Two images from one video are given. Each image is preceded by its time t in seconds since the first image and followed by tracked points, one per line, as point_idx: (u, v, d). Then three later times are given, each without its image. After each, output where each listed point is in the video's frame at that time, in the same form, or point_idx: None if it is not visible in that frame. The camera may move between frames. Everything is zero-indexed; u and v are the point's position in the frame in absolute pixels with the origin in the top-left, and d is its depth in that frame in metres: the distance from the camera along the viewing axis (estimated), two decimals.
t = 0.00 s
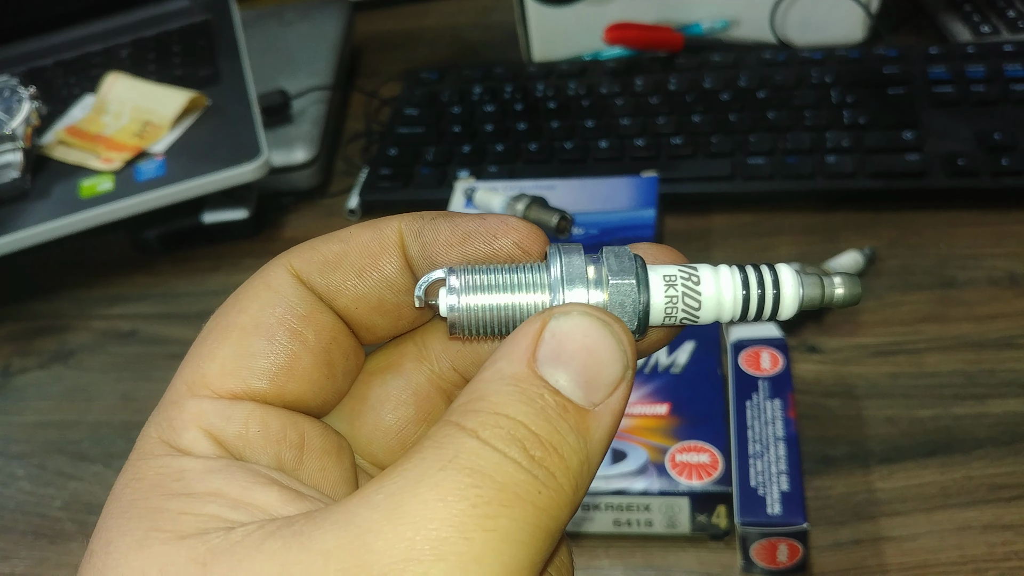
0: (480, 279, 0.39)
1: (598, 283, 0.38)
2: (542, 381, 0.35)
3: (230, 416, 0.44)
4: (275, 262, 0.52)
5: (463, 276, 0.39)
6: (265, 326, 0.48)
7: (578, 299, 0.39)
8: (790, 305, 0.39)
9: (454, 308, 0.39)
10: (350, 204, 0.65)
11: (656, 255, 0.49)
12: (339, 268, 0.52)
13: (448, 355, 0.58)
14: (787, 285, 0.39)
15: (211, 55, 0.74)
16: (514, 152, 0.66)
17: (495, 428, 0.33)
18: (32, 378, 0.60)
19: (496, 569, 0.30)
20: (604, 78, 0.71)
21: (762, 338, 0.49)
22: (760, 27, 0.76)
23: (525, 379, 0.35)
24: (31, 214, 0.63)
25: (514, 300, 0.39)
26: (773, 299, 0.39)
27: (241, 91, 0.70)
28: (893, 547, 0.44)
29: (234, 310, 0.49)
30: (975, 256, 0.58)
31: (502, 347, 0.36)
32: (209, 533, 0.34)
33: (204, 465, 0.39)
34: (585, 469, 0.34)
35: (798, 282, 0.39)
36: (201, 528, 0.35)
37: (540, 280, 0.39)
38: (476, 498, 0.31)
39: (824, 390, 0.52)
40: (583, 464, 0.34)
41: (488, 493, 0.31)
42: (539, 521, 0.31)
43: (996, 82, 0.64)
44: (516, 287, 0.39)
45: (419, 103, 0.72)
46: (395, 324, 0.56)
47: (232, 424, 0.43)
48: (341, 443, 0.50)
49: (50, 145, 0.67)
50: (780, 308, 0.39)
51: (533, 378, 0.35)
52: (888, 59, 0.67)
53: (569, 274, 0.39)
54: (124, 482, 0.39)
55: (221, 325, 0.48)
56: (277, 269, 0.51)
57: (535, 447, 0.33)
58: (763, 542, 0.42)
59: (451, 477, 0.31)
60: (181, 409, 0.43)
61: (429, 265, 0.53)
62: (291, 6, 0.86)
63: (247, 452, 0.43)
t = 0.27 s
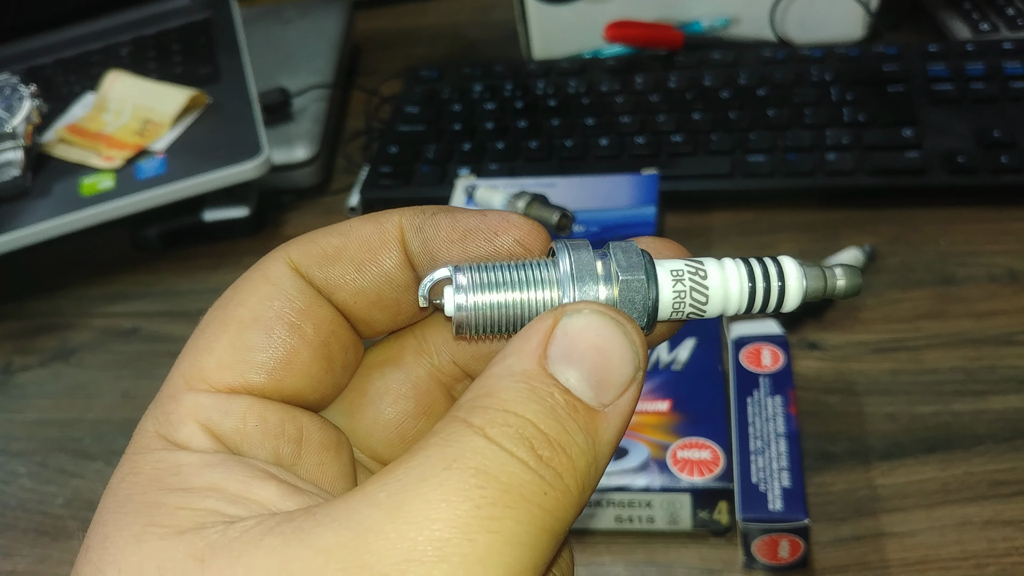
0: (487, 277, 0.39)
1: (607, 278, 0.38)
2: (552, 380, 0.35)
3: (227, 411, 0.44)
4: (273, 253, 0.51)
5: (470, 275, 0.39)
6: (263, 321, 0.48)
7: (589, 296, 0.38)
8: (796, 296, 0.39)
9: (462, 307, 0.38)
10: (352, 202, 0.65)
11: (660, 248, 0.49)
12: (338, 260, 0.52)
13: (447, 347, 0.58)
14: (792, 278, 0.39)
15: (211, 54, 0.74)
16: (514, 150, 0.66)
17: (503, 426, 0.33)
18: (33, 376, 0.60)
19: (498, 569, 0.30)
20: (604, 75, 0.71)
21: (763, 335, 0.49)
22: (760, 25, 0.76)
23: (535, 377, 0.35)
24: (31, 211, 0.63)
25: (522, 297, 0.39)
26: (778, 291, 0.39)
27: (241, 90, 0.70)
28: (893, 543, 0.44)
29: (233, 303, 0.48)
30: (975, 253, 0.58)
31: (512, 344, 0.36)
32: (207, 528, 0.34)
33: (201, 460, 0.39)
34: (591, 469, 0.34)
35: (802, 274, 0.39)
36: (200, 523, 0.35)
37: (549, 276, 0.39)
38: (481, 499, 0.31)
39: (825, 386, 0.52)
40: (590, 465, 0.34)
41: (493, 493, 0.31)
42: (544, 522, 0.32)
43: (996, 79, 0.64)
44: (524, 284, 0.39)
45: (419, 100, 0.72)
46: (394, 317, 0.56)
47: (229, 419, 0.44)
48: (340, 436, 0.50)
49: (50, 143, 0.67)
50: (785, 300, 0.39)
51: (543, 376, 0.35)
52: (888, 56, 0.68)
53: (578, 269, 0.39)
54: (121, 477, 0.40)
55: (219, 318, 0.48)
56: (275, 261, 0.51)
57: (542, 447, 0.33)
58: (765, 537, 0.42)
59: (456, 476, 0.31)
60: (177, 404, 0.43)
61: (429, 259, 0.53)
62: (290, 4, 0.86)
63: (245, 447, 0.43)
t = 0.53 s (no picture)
0: (486, 273, 0.39)
1: (607, 274, 0.39)
2: (551, 378, 0.35)
3: (234, 409, 0.44)
4: (307, 259, 0.52)
5: (470, 271, 0.40)
6: (281, 324, 0.48)
7: (587, 291, 0.39)
8: (802, 292, 0.39)
9: (461, 302, 0.39)
10: (353, 199, 0.65)
11: (662, 241, 0.49)
12: (372, 261, 0.52)
13: (453, 342, 0.58)
14: (798, 272, 0.39)
15: (213, 51, 0.74)
16: (516, 148, 0.66)
17: (501, 424, 0.33)
18: (35, 372, 0.60)
19: (498, 564, 0.30)
20: (605, 74, 0.71)
21: (764, 332, 0.49)
22: (761, 24, 0.76)
23: (535, 375, 0.35)
24: (34, 208, 0.63)
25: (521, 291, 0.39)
26: (784, 287, 0.39)
27: (243, 87, 0.70)
28: (894, 540, 0.44)
29: (258, 303, 0.49)
30: (976, 251, 0.58)
31: (511, 344, 0.37)
32: (208, 522, 0.35)
33: (206, 454, 0.40)
34: (592, 468, 0.34)
35: (809, 268, 0.39)
36: (201, 517, 0.35)
37: (547, 271, 0.39)
38: (481, 493, 0.31)
39: (826, 383, 0.52)
40: (590, 463, 0.34)
41: (493, 488, 0.31)
42: (543, 518, 0.32)
43: (997, 78, 0.64)
44: (524, 279, 0.39)
45: (421, 98, 0.72)
46: (424, 318, 0.55)
47: (234, 416, 0.44)
48: (349, 434, 0.50)
49: (53, 140, 0.68)
50: (792, 295, 0.39)
51: (541, 375, 0.35)
52: (889, 55, 0.68)
53: (577, 264, 0.39)
54: (126, 468, 0.40)
55: (241, 317, 0.48)
56: (310, 267, 0.51)
57: (541, 445, 0.33)
58: (766, 533, 0.42)
59: (456, 470, 0.31)
60: (185, 397, 0.44)
61: (474, 240, 0.53)
62: (292, 2, 0.86)
63: (249, 443, 0.43)
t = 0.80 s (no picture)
0: (484, 271, 0.39)
1: (607, 275, 0.39)
2: (547, 373, 0.35)
3: (234, 416, 0.44)
4: (311, 267, 0.52)
5: (468, 268, 0.39)
6: (282, 330, 0.48)
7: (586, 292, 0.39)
8: (801, 298, 0.39)
9: (459, 300, 0.39)
10: (353, 201, 0.66)
11: (665, 250, 0.49)
12: (375, 270, 0.52)
13: (455, 351, 0.58)
14: (797, 279, 0.39)
15: (213, 53, 0.74)
16: (516, 149, 0.66)
17: (496, 423, 0.33)
18: (36, 375, 0.60)
19: (494, 566, 0.30)
20: (605, 74, 0.71)
21: (765, 333, 0.49)
22: (761, 24, 0.76)
23: (530, 371, 0.35)
24: (33, 210, 0.63)
25: (520, 291, 0.39)
26: (782, 292, 0.39)
27: (243, 89, 0.70)
28: (895, 541, 0.44)
29: (261, 311, 0.49)
30: (977, 251, 0.58)
31: (507, 338, 0.36)
32: (208, 529, 0.35)
33: (206, 460, 0.40)
34: (589, 464, 0.34)
35: (809, 275, 0.39)
36: (201, 523, 0.35)
37: (546, 272, 0.40)
38: (475, 494, 0.31)
39: (827, 384, 0.52)
40: (587, 458, 0.34)
41: (488, 489, 0.31)
42: (540, 517, 0.32)
43: (996, 78, 0.64)
44: (522, 279, 0.39)
45: (421, 99, 0.72)
46: (427, 327, 0.55)
47: (235, 422, 0.44)
48: (349, 440, 0.49)
49: (53, 142, 0.67)
50: (790, 301, 0.39)
51: (536, 370, 0.35)
52: (889, 55, 0.68)
53: (576, 266, 0.39)
54: (128, 475, 0.40)
55: (243, 325, 0.48)
56: (313, 275, 0.51)
57: (537, 443, 0.33)
58: (767, 535, 0.42)
59: (450, 472, 0.31)
60: (187, 404, 0.44)
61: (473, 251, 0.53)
62: (292, 3, 0.86)
63: (249, 448, 0.44)
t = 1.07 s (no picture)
0: (481, 273, 0.39)
1: (605, 274, 0.39)
2: (546, 376, 0.35)
3: (230, 411, 0.44)
4: (305, 261, 0.52)
5: (466, 271, 0.39)
6: (277, 324, 0.48)
7: (585, 292, 0.39)
8: (797, 292, 0.39)
9: (457, 303, 0.39)
10: (354, 201, 0.66)
11: (662, 243, 0.49)
12: (371, 265, 0.52)
13: (453, 346, 0.58)
14: (794, 273, 0.39)
15: (215, 52, 0.74)
16: (518, 149, 0.66)
17: (495, 424, 0.33)
18: (38, 372, 0.60)
19: (492, 564, 0.30)
20: (606, 74, 0.72)
21: (766, 331, 0.49)
22: (761, 25, 0.76)
23: (529, 373, 0.35)
24: (34, 209, 0.63)
25: (517, 292, 0.39)
26: (779, 286, 0.39)
27: (245, 88, 0.70)
28: (896, 538, 0.44)
29: (256, 306, 0.49)
30: (977, 250, 0.58)
31: (506, 341, 0.36)
32: (204, 524, 0.35)
33: (203, 456, 0.40)
34: (586, 466, 0.34)
35: (805, 270, 0.39)
36: (196, 518, 0.35)
37: (543, 272, 0.40)
38: (475, 492, 0.31)
39: (828, 382, 0.52)
40: (585, 461, 0.34)
41: (487, 487, 0.31)
42: (538, 517, 0.32)
43: (997, 78, 0.64)
44: (520, 280, 0.39)
45: (422, 99, 0.72)
46: (423, 321, 0.55)
47: (232, 417, 0.44)
48: (345, 436, 0.49)
49: (55, 141, 0.68)
50: (786, 295, 0.39)
51: (536, 373, 0.35)
52: (890, 55, 0.68)
53: (574, 265, 0.39)
54: (124, 470, 0.40)
55: (238, 319, 0.48)
56: (307, 269, 0.51)
57: (536, 444, 0.33)
58: (768, 532, 0.42)
59: (450, 471, 0.31)
60: (183, 399, 0.44)
61: (471, 247, 0.54)
62: (293, 3, 0.86)
63: (247, 445, 0.44)
